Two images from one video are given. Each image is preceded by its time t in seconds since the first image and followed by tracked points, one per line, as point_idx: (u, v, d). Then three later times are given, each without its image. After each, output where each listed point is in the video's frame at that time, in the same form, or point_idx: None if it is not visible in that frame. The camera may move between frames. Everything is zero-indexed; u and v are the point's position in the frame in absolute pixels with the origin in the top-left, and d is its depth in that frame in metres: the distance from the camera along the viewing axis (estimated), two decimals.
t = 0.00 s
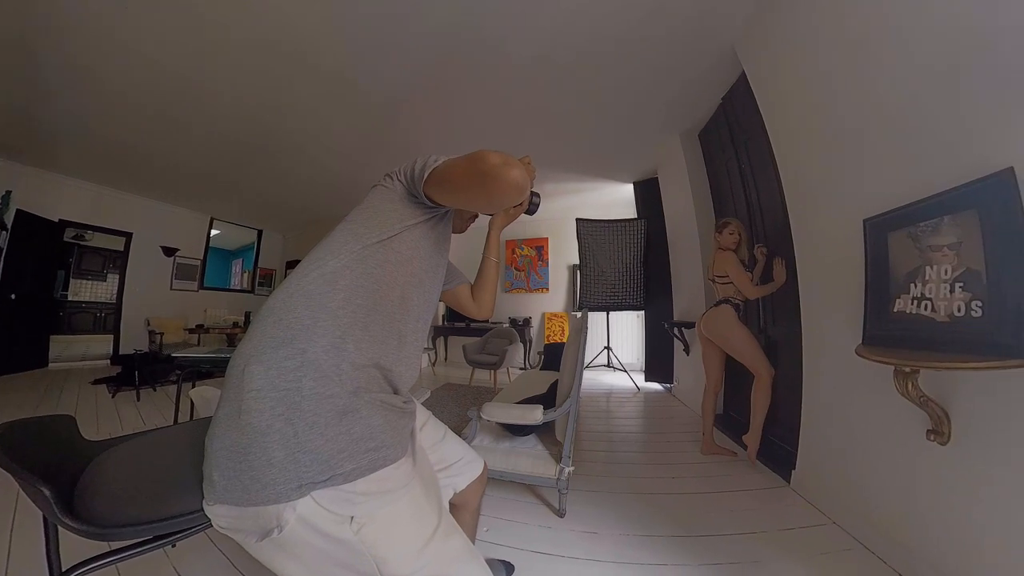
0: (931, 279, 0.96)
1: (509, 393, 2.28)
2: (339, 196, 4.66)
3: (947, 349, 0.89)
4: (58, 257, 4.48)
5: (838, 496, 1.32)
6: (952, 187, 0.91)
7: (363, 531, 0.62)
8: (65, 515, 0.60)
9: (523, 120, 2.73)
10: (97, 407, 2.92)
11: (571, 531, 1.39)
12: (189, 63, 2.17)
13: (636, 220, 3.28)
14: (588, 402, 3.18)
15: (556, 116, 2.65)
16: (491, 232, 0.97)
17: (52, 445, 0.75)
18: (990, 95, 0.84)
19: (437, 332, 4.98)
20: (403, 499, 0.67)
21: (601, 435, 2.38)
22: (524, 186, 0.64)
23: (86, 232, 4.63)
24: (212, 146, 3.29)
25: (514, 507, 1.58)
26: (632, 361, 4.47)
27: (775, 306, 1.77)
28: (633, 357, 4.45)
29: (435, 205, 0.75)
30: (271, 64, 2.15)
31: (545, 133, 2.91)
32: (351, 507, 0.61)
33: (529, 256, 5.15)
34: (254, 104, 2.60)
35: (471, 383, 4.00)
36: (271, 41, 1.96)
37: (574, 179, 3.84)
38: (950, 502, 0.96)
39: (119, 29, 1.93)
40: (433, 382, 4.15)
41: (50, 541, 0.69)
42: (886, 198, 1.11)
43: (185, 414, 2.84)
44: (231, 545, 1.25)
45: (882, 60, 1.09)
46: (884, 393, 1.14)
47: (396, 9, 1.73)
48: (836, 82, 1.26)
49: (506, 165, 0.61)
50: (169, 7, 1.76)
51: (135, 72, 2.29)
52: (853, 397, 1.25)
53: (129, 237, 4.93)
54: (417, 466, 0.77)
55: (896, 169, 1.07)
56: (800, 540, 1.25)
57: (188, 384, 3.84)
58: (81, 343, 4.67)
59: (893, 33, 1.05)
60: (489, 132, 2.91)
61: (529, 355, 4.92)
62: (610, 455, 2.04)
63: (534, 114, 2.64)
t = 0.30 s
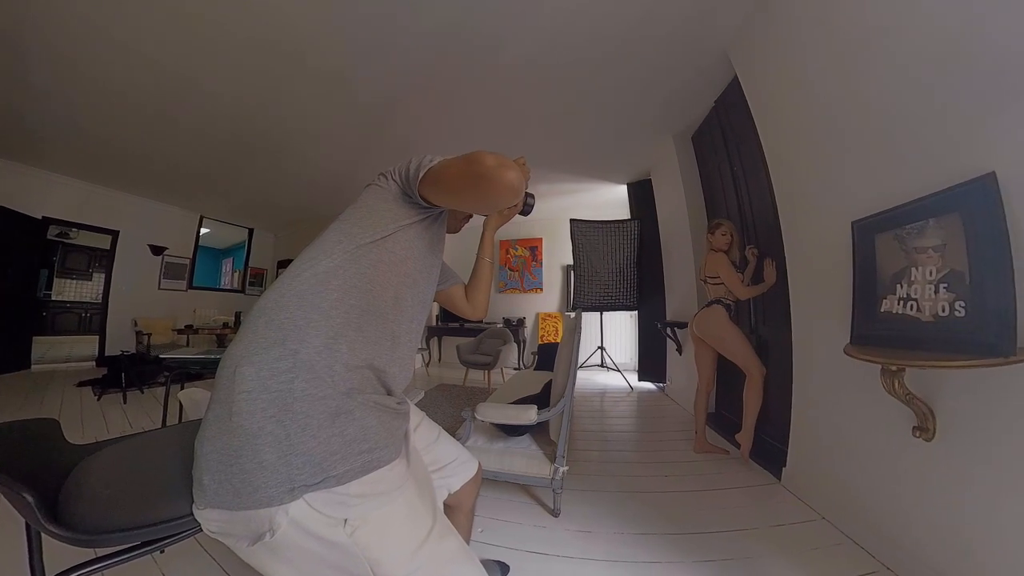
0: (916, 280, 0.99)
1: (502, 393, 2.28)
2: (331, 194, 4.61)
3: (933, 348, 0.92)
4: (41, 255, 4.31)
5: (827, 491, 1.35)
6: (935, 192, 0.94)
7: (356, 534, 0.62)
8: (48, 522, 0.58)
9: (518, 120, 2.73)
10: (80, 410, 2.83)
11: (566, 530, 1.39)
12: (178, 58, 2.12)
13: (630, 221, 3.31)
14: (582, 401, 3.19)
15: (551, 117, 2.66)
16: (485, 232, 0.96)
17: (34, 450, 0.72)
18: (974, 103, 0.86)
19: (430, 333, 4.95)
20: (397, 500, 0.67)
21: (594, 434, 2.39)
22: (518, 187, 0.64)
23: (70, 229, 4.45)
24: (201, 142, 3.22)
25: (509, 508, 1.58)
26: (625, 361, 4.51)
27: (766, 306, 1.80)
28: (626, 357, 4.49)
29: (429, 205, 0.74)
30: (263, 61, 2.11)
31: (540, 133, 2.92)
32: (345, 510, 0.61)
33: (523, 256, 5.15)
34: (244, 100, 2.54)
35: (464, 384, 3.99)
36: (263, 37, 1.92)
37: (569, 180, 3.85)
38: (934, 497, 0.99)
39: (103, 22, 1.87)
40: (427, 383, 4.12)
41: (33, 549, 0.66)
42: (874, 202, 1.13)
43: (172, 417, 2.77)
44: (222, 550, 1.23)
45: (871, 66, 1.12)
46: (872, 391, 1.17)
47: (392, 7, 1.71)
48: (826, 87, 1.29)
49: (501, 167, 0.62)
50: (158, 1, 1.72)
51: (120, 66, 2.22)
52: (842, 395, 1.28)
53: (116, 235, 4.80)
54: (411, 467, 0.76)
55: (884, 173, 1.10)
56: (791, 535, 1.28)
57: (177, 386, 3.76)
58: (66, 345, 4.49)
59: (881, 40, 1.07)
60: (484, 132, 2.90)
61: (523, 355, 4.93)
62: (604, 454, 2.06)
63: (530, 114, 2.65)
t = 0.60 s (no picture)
0: (902, 281, 1.02)
1: (497, 394, 2.28)
2: (324, 193, 4.55)
3: (918, 347, 0.95)
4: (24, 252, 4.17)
5: (816, 488, 1.38)
6: (920, 196, 0.97)
7: (350, 536, 0.61)
8: (33, 528, 0.56)
9: (513, 120, 2.73)
10: (62, 412, 2.74)
11: (561, 530, 1.40)
12: (166, 51, 2.07)
13: (623, 222, 3.34)
14: (576, 401, 3.20)
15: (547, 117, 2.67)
16: (479, 232, 0.96)
17: (15, 453, 0.69)
18: (956, 109, 0.89)
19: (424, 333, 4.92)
20: (392, 502, 0.66)
21: (588, 433, 2.40)
22: (513, 187, 0.64)
23: (54, 227, 4.32)
24: (189, 139, 3.15)
25: (503, 508, 1.58)
26: (619, 361, 4.54)
27: (757, 306, 1.84)
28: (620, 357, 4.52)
29: (423, 205, 0.74)
30: (254, 56, 2.08)
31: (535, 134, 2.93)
32: (339, 513, 0.60)
33: (517, 257, 5.16)
34: (235, 96, 2.50)
35: (458, 384, 3.98)
36: (255, 32, 1.89)
37: (563, 180, 3.86)
38: (919, 491, 1.02)
39: (88, 13, 1.83)
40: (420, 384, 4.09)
41: (15, 556, 0.64)
42: (861, 204, 1.16)
43: (160, 420, 2.70)
44: (213, 555, 1.20)
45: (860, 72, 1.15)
46: (860, 389, 1.20)
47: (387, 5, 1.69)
48: (815, 92, 1.32)
49: (496, 168, 0.62)
50: None
51: (105, 59, 2.16)
52: (831, 393, 1.31)
53: (101, 233, 4.66)
54: (406, 469, 0.76)
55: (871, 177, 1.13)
56: (782, 531, 1.30)
57: (165, 388, 3.67)
58: (52, 346, 4.32)
59: (868, 47, 1.10)
60: (479, 131, 2.90)
61: (517, 355, 4.94)
62: (599, 454, 2.07)
63: (525, 115, 2.65)
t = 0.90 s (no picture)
0: (889, 282, 1.04)
1: (490, 394, 2.28)
2: (317, 192, 4.50)
3: (903, 346, 0.98)
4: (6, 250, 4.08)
5: (806, 485, 1.41)
6: (905, 201, 1.00)
7: (344, 539, 0.60)
8: (14, 538, 0.54)
9: (508, 121, 2.73)
10: (44, 417, 2.66)
11: (555, 529, 1.40)
12: (152, 46, 2.02)
13: (616, 222, 3.37)
14: (570, 401, 3.22)
15: (541, 118, 2.67)
16: (474, 231, 0.96)
17: None
18: (940, 116, 0.92)
19: (418, 333, 4.90)
20: (386, 504, 0.66)
21: (582, 433, 2.42)
22: (506, 187, 0.65)
23: (36, 224, 4.18)
24: (177, 136, 3.08)
25: (499, 508, 1.57)
26: (612, 361, 4.58)
27: (748, 307, 1.87)
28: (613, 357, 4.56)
29: (417, 204, 0.74)
30: (244, 52, 2.04)
31: (529, 134, 2.93)
32: (332, 516, 0.59)
33: (511, 257, 5.17)
34: (223, 93, 2.45)
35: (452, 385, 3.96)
36: (247, 28, 1.86)
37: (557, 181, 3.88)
38: (905, 487, 1.04)
39: (70, 5, 1.77)
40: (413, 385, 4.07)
41: None
42: (850, 208, 1.19)
43: (148, 423, 2.63)
44: (204, 561, 1.18)
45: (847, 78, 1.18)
46: (847, 388, 1.22)
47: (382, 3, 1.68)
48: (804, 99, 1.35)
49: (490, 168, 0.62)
50: None
51: (87, 53, 2.09)
52: (819, 392, 1.34)
53: (88, 230, 4.52)
54: (399, 470, 0.75)
55: (858, 181, 1.16)
56: (775, 527, 1.33)
57: (153, 390, 3.59)
58: (32, 348, 4.23)
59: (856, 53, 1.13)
60: (474, 131, 2.89)
61: (511, 355, 4.94)
62: (592, 453, 2.09)
63: (521, 115, 2.65)
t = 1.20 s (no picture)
0: (876, 283, 1.07)
1: (485, 395, 2.27)
2: (310, 190, 4.44)
3: (889, 344, 1.01)
4: None
5: (796, 482, 1.44)
6: (892, 204, 1.03)
7: (336, 542, 0.60)
8: None
9: (503, 121, 2.74)
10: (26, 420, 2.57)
11: (550, 529, 1.41)
12: (140, 39, 1.97)
13: (609, 223, 3.40)
14: (564, 401, 3.23)
15: (537, 118, 2.68)
16: (467, 230, 0.96)
17: None
18: (926, 122, 0.95)
19: (411, 334, 4.87)
20: (379, 506, 0.65)
21: (575, 433, 2.43)
22: (501, 187, 0.65)
23: (19, 222, 4.02)
24: (165, 131, 3.00)
25: (494, 508, 1.57)
26: (605, 361, 4.61)
27: (740, 307, 1.91)
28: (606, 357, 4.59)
29: (411, 203, 0.74)
30: (236, 47, 2.00)
31: (524, 135, 2.94)
32: (326, 519, 0.58)
33: (505, 257, 5.17)
34: (213, 88, 2.40)
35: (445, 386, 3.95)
36: (239, 22, 1.82)
37: (551, 181, 3.90)
38: (893, 482, 1.07)
39: None
40: (407, 385, 4.04)
41: None
42: (839, 210, 1.22)
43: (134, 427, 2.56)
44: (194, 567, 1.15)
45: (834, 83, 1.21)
46: (837, 386, 1.25)
47: None
48: (794, 104, 1.38)
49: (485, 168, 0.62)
50: None
51: (72, 44, 2.03)
52: (810, 390, 1.37)
53: (72, 228, 4.38)
54: (392, 472, 0.75)
55: (847, 183, 1.19)
56: (767, 524, 1.35)
57: (140, 391, 3.51)
58: (15, 349, 4.07)
59: (845, 58, 1.15)
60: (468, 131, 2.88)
61: (504, 356, 4.94)
62: (587, 453, 2.10)
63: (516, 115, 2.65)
